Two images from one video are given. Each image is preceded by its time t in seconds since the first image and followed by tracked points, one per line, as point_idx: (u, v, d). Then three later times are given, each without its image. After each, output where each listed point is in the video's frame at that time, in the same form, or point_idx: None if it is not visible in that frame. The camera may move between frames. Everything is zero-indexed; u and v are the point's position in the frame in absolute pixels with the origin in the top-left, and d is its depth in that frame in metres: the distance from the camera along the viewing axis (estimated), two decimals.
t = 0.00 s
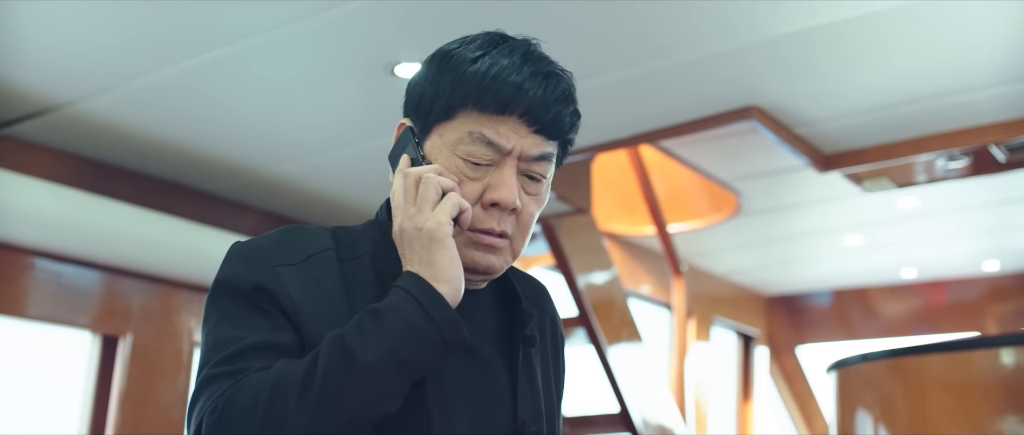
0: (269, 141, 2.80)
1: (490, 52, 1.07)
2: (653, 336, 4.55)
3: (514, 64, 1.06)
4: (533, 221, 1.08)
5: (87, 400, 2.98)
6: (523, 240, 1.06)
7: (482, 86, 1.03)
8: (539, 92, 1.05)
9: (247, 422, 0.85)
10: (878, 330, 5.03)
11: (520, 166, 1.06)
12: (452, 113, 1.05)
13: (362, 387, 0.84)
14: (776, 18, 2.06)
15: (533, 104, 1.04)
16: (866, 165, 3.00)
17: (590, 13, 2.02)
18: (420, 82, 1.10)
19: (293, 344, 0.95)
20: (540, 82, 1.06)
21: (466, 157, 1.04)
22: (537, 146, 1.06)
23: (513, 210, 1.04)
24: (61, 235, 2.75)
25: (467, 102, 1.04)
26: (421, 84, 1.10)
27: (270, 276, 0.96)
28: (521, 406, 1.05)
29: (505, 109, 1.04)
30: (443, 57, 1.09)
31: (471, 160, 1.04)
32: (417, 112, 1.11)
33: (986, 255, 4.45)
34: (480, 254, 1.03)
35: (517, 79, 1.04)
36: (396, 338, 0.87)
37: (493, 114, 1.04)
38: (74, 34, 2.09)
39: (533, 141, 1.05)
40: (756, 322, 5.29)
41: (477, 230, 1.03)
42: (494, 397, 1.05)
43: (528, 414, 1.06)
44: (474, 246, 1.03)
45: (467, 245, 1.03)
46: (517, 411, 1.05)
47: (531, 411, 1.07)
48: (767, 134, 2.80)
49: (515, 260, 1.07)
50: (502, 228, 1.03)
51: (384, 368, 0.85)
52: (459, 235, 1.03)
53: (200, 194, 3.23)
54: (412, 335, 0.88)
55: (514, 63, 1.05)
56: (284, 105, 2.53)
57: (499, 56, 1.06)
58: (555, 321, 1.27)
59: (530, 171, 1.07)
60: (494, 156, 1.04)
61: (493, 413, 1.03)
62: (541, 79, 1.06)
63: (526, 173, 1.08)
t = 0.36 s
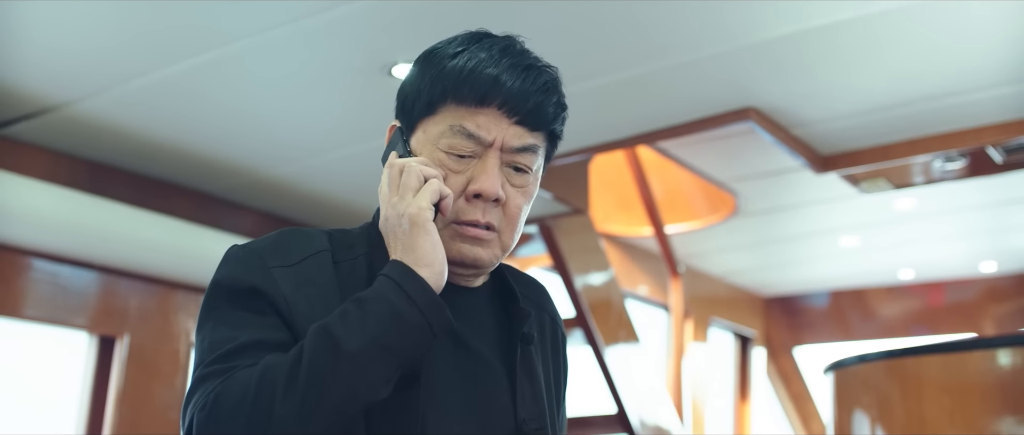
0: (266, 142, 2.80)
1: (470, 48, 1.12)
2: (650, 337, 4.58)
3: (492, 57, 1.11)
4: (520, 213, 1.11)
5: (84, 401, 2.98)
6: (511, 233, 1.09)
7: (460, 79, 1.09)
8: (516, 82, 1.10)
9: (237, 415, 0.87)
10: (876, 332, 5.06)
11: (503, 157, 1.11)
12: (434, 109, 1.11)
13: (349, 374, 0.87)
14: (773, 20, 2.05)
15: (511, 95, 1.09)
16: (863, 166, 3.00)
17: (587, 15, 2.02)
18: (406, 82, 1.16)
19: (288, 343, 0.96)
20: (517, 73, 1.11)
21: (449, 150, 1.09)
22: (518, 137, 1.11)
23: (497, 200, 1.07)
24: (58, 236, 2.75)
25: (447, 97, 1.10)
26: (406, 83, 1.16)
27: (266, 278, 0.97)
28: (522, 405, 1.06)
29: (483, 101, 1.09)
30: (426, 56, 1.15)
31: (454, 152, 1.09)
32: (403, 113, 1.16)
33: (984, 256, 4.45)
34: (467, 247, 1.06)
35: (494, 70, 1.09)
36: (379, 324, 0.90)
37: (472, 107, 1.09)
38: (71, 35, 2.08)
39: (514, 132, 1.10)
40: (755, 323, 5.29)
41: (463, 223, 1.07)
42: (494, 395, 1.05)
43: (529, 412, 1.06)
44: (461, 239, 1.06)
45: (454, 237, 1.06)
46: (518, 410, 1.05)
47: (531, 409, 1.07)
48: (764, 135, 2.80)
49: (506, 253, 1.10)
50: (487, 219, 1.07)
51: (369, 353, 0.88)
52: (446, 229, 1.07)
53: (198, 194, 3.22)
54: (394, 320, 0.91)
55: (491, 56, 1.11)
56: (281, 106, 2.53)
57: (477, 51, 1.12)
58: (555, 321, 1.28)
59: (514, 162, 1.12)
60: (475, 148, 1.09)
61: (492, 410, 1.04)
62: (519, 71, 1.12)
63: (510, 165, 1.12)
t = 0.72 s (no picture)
0: (266, 142, 2.81)
1: (465, 50, 1.13)
2: (649, 337, 4.58)
3: (487, 58, 1.12)
4: (515, 214, 1.11)
5: (82, 402, 2.97)
6: (504, 233, 1.09)
7: (454, 79, 1.09)
8: (511, 83, 1.11)
9: (235, 414, 0.87)
10: (874, 331, 5.06)
11: (497, 158, 1.10)
12: (429, 109, 1.11)
13: (346, 373, 0.87)
14: (772, 20, 2.05)
15: (505, 94, 1.09)
16: (862, 166, 3.00)
17: (587, 15, 2.02)
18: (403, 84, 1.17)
19: (286, 343, 0.96)
20: (512, 74, 1.11)
21: (443, 149, 1.09)
22: (512, 138, 1.10)
23: (490, 200, 1.07)
24: (56, 236, 2.74)
25: (441, 97, 1.10)
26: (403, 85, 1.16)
27: (265, 277, 0.98)
28: (518, 406, 1.06)
29: (477, 101, 1.09)
30: (423, 58, 1.16)
31: (447, 151, 1.09)
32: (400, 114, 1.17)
33: (983, 256, 4.45)
34: (460, 247, 1.06)
35: (488, 71, 1.10)
36: (377, 323, 0.90)
37: (466, 107, 1.09)
38: (71, 35, 2.08)
39: (508, 133, 1.10)
40: (753, 323, 5.29)
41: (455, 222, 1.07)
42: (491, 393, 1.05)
43: (525, 414, 1.06)
44: (454, 238, 1.07)
45: (446, 237, 1.07)
46: (514, 412, 1.05)
47: (527, 411, 1.07)
48: (763, 135, 2.80)
49: (499, 254, 1.10)
50: (479, 219, 1.07)
51: (367, 352, 0.88)
52: (439, 227, 1.07)
53: (197, 194, 3.22)
54: (391, 319, 0.91)
55: (486, 57, 1.12)
56: (281, 106, 2.53)
57: (472, 52, 1.12)
58: (550, 328, 1.28)
59: (508, 163, 1.11)
60: (469, 147, 1.09)
61: (490, 412, 1.04)
62: (514, 72, 1.12)
63: (504, 166, 1.12)
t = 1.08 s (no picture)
0: (266, 142, 2.81)
1: (462, 54, 1.13)
2: (649, 337, 4.58)
3: (486, 62, 1.12)
4: (513, 217, 1.12)
5: (81, 401, 2.97)
6: (504, 236, 1.10)
7: (455, 84, 1.09)
8: (511, 88, 1.11)
9: (233, 422, 0.87)
10: (873, 331, 5.06)
11: (498, 162, 1.11)
12: (429, 113, 1.11)
13: (345, 383, 0.87)
14: (771, 20, 2.05)
15: (506, 99, 1.09)
16: (862, 166, 3.00)
17: (586, 14, 2.02)
18: (398, 86, 1.16)
19: (280, 347, 0.96)
20: (511, 79, 1.11)
21: (444, 155, 1.09)
22: (512, 143, 1.11)
23: (492, 205, 1.08)
24: (56, 236, 2.74)
25: (442, 101, 1.10)
26: (398, 87, 1.16)
27: (258, 280, 0.98)
28: (509, 407, 1.08)
29: (479, 106, 1.09)
30: (419, 60, 1.15)
31: (448, 157, 1.09)
32: (395, 116, 1.16)
33: (981, 257, 4.46)
34: (462, 250, 1.07)
35: (488, 76, 1.10)
36: (376, 335, 0.90)
37: (467, 112, 1.09)
38: (70, 34, 2.08)
39: (508, 138, 1.10)
40: (752, 323, 5.30)
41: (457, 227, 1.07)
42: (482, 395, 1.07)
43: (516, 415, 1.07)
44: (456, 241, 1.07)
45: (449, 241, 1.07)
46: (504, 413, 1.06)
47: (517, 412, 1.08)
48: (762, 136, 2.79)
49: (498, 255, 1.11)
50: (481, 223, 1.07)
51: (365, 363, 0.88)
52: (440, 232, 1.07)
53: (196, 194, 3.22)
54: (390, 331, 0.91)
55: (485, 62, 1.12)
56: (280, 106, 2.53)
57: (471, 56, 1.12)
58: (538, 328, 1.28)
59: (508, 166, 1.12)
60: (470, 153, 1.09)
61: (479, 412, 1.05)
62: (513, 76, 1.12)
63: (504, 169, 1.12)
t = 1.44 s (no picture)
0: (264, 141, 2.81)
1: (443, 57, 1.13)
2: (648, 337, 4.59)
3: (467, 65, 1.12)
4: (495, 217, 1.12)
5: (80, 402, 2.97)
6: (487, 235, 1.10)
7: (439, 87, 1.09)
8: (493, 90, 1.11)
9: (220, 424, 0.87)
10: (872, 331, 5.05)
11: (481, 163, 1.11)
12: (412, 115, 1.11)
13: (331, 386, 0.88)
14: (770, 20, 2.05)
15: (489, 102, 1.10)
16: (861, 165, 3.00)
17: (586, 13, 2.01)
18: (380, 89, 1.15)
19: (262, 349, 0.97)
20: (493, 82, 1.12)
21: (428, 157, 1.09)
22: (495, 144, 1.11)
23: (476, 206, 1.08)
24: (55, 235, 2.74)
25: (426, 104, 1.10)
26: (380, 91, 1.15)
27: (241, 283, 0.98)
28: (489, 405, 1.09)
29: (462, 108, 1.09)
30: (400, 64, 1.15)
31: (433, 159, 1.09)
32: (376, 119, 1.16)
33: (980, 256, 4.46)
34: (447, 250, 1.07)
35: (471, 79, 1.10)
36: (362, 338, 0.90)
37: (451, 115, 1.09)
38: (70, 33, 2.08)
39: (492, 139, 1.11)
40: (751, 323, 5.30)
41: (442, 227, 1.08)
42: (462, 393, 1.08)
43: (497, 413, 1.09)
44: (441, 242, 1.07)
45: (434, 241, 1.07)
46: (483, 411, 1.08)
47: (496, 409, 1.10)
48: (761, 135, 2.80)
49: (481, 255, 1.11)
50: (466, 224, 1.08)
51: (351, 366, 0.89)
52: (425, 233, 1.07)
53: (195, 194, 3.22)
54: (376, 335, 0.91)
55: (467, 65, 1.12)
56: (278, 106, 2.53)
57: (452, 60, 1.12)
58: (519, 327, 1.29)
59: (491, 167, 1.12)
60: (454, 154, 1.09)
61: (458, 410, 1.06)
62: (494, 79, 1.12)
63: (487, 170, 1.13)
